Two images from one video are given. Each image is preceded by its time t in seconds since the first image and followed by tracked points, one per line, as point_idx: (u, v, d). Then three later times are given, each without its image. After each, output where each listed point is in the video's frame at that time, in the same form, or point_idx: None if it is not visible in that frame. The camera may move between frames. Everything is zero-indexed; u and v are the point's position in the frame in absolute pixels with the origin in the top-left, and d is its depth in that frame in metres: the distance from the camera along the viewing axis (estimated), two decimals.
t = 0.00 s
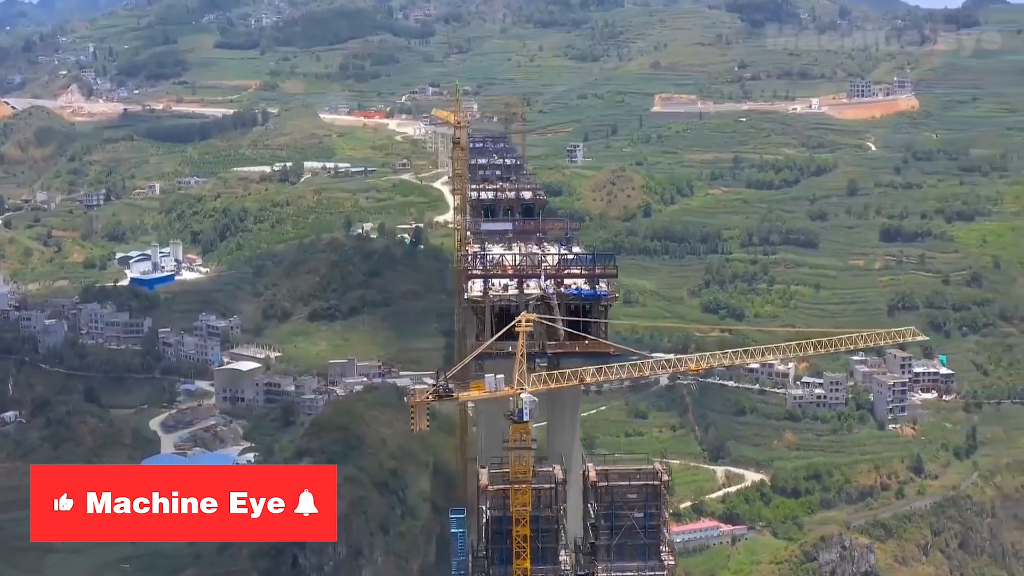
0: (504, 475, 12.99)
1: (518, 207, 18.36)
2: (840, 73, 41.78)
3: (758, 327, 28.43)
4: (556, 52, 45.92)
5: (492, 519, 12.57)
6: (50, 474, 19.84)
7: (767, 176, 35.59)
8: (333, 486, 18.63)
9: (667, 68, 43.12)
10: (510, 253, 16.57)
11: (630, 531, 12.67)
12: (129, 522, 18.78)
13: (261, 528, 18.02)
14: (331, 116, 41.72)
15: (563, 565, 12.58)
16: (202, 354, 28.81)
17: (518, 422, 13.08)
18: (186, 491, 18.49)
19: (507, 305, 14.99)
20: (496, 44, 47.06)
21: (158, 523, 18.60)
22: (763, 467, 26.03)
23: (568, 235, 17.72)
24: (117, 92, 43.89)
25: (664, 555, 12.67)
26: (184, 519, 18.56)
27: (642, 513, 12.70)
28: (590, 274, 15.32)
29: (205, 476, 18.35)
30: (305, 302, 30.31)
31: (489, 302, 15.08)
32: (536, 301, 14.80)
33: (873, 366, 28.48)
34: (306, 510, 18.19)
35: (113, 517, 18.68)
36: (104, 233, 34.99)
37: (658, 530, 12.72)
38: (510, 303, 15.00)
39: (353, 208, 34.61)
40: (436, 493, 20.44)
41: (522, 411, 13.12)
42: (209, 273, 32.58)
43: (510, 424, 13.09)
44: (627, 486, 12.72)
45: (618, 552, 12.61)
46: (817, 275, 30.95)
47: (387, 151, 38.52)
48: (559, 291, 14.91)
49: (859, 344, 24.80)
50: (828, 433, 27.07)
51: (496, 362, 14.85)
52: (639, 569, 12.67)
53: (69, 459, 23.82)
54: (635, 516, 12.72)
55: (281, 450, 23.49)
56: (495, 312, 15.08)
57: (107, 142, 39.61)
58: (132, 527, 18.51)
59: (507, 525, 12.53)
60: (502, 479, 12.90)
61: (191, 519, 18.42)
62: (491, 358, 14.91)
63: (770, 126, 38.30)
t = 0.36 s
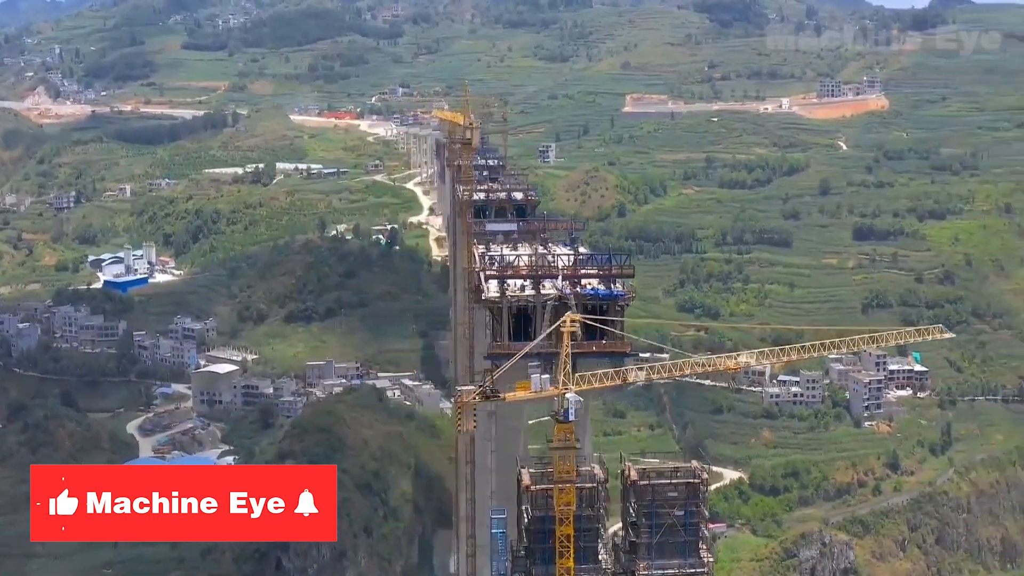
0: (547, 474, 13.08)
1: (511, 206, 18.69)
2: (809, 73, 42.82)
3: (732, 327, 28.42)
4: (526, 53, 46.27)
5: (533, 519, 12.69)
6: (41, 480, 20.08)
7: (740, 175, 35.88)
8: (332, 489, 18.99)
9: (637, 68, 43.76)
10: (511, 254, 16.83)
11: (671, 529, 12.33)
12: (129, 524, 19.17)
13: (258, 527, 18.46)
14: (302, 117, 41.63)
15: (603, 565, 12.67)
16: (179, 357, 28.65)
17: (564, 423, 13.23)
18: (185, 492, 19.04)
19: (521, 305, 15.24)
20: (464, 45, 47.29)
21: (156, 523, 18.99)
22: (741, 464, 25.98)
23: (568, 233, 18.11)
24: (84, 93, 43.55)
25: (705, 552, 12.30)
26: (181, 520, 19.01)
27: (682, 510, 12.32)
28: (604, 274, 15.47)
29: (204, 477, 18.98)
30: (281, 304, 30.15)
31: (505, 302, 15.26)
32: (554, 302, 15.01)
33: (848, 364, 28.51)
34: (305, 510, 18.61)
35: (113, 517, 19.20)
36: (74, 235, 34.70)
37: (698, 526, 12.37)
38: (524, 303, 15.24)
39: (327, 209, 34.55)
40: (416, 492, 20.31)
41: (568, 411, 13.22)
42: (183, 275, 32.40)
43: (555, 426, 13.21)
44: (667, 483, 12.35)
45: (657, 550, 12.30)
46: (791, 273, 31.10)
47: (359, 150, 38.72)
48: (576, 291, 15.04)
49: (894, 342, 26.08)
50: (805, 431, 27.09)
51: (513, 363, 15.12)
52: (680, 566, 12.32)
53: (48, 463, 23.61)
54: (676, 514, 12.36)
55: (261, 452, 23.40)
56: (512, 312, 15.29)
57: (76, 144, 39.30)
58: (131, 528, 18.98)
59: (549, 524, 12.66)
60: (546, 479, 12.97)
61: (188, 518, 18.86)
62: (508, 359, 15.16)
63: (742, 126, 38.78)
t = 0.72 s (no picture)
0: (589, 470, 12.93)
1: (504, 204, 17.56)
2: (779, 71, 43.46)
3: (708, 326, 28.12)
4: (495, 52, 46.39)
5: (574, 517, 12.63)
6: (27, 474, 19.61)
7: (712, 174, 36.12)
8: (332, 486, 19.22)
9: (608, 68, 44.10)
10: (512, 253, 15.66)
11: (711, 524, 12.63)
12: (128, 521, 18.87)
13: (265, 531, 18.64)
14: (272, 117, 41.46)
15: (643, 559, 12.73)
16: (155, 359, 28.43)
17: (606, 418, 12.68)
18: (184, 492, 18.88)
19: (538, 305, 14.03)
20: (433, 44, 47.36)
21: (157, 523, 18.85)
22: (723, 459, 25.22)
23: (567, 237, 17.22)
24: (51, 94, 43.16)
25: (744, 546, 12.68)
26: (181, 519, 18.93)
27: (722, 506, 12.62)
28: (620, 273, 14.31)
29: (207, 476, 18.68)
30: (257, 305, 30.03)
31: (522, 301, 14.03)
32: (571, 300, 13.91)
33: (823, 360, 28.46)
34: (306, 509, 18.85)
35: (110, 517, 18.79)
36: (45, 237, 34.38)
37: (737, 522, 12.70)
38: (541, 303, 14.03)
39: (301, 210, 34.47)
40: (400, 490, 20.54)
41: (613, 407, 12.66)
42: (157, 277, 32.18)
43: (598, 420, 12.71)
44: (706, 480, 12.62)
45: (698, 545, 12.61)
46: (765, 271, 31.21)
47: (332, 151, 38.75)
48: (593, 291, 13.97)
49: (909, 338, 25.42)
50: (783, 427, 26.89)
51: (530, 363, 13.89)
52: (719, 561, 12.66)
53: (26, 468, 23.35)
54: (715, 509, 12.65)
55: (242, 453, 23.25)
56: (530, 312, 14.02)
57: (45, 145, 38.97)
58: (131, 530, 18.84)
59: (592, 522, 12.61)
60: (589, 475, 12.82)
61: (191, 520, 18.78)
62: (526, 357, 13.91)
63: (713, 126, 39.17)
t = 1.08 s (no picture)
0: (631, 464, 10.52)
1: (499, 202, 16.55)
2: (751, 71, 44.06)
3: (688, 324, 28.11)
4: (466, 52, 46.50)
5: (615, 513, 10.18)
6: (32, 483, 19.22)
7: (687, 173, 36.33)
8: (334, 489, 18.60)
9: (580, 68, 44.34)
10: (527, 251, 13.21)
11: (752, 520, 10.47)
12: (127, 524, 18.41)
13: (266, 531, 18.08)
14: (244, 117, 41.34)
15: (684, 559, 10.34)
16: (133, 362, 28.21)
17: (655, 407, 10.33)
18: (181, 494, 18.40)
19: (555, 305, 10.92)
20: (404, 45, 47.42)
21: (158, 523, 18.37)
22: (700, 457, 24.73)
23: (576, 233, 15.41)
24: (19, 96, 42.88)
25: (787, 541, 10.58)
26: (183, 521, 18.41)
27: (761, 501, 10.46)
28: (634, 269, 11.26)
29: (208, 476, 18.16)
30: (235, 307, 29.85)
31: (539, 301, 10.92)
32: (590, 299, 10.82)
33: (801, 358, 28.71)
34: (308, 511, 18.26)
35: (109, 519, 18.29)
36: (18, 239, 34.11)
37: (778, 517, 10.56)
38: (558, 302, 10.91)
39: (276, 211, 34.34)
40: (383, 491, 20.92)
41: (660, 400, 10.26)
42: (132, 278, 31.96)
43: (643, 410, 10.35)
44: (747, 472, 10.44)
45: (739, 540, 10.47)
46: (741, 270, 31.30)
47: (305, 151, 38.70)
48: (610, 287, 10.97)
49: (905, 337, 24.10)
50: (762, 425, 26.90)
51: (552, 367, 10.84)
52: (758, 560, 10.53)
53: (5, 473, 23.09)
54: (755, 504, 10.49)
55: (224, 457, 23.09)
56: (549, 311, 10.89)
57: (16, 148, 38.71)
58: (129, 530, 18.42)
59: (636, 518, 10.16)
60: (630, 471, 10.41)
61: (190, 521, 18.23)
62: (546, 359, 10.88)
63: (687, 125, 39.47)
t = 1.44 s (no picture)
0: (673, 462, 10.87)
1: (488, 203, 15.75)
2: (722, 71, 44.42)
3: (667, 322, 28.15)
4: (438, 53, 46.57)
5: (655, 509, 10.53)
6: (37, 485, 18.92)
7: (662, 173, 36.53)
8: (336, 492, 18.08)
9: (553, 68, 44.49)
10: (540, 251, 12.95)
11: (788, 514, 10.67)
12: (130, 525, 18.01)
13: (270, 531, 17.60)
14: (216, 118, 41.19)
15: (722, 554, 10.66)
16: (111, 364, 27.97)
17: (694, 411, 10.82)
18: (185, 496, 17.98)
19: (574, 304, 10.56)
20: (376, 46, 47.43)
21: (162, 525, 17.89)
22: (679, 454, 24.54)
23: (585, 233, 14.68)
24: None
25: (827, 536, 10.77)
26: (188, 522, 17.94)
27: (799, 494, 10.65)
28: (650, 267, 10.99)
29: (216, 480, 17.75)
30: (212, 308, 29.71)
31: (558, 299, 10.55)
32: (609, 299, 10.49)
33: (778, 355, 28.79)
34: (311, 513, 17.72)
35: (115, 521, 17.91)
36: None
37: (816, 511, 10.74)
38: (578, 301, 10.55)
39: (251, 211, 34.25)
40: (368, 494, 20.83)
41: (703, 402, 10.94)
42: (108, 280, 31.75)
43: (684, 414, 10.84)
44: (784, 466, 10.68)
45: (776, 535, 10.66)
46: (718, 268, 31.35)
47: (279, 151, 38.62)
48: (627, 284, 10.65)
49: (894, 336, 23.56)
50: (742, 423, 26.99)
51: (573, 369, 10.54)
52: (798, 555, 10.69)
53: None
54: (793, 498, 10.69)
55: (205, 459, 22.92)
56: (567, 310, 10.53)
57: None
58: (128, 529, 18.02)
59: (677, 515, 10.51)
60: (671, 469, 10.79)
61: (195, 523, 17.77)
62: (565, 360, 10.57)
63: (660, 125, 39.75)
